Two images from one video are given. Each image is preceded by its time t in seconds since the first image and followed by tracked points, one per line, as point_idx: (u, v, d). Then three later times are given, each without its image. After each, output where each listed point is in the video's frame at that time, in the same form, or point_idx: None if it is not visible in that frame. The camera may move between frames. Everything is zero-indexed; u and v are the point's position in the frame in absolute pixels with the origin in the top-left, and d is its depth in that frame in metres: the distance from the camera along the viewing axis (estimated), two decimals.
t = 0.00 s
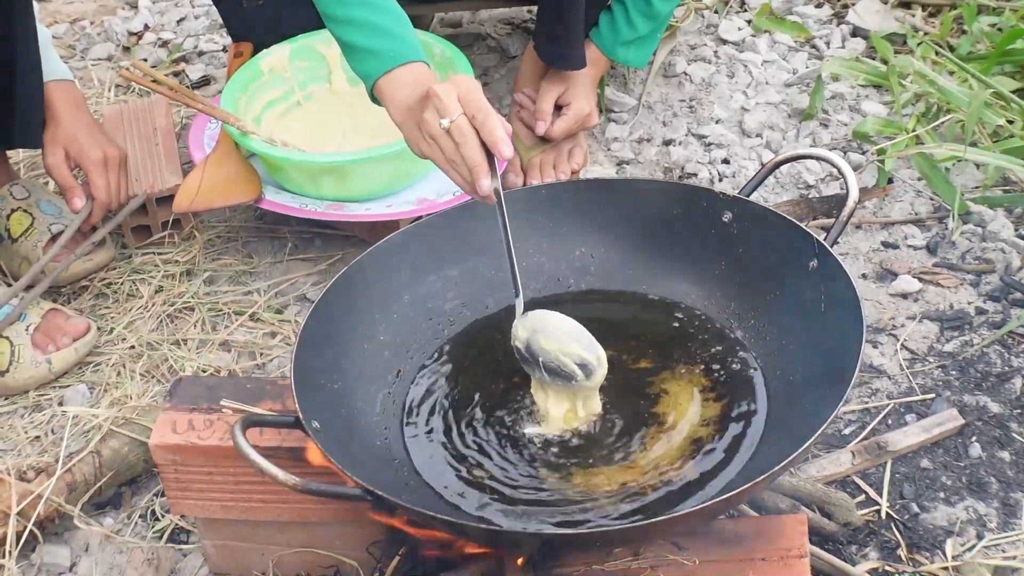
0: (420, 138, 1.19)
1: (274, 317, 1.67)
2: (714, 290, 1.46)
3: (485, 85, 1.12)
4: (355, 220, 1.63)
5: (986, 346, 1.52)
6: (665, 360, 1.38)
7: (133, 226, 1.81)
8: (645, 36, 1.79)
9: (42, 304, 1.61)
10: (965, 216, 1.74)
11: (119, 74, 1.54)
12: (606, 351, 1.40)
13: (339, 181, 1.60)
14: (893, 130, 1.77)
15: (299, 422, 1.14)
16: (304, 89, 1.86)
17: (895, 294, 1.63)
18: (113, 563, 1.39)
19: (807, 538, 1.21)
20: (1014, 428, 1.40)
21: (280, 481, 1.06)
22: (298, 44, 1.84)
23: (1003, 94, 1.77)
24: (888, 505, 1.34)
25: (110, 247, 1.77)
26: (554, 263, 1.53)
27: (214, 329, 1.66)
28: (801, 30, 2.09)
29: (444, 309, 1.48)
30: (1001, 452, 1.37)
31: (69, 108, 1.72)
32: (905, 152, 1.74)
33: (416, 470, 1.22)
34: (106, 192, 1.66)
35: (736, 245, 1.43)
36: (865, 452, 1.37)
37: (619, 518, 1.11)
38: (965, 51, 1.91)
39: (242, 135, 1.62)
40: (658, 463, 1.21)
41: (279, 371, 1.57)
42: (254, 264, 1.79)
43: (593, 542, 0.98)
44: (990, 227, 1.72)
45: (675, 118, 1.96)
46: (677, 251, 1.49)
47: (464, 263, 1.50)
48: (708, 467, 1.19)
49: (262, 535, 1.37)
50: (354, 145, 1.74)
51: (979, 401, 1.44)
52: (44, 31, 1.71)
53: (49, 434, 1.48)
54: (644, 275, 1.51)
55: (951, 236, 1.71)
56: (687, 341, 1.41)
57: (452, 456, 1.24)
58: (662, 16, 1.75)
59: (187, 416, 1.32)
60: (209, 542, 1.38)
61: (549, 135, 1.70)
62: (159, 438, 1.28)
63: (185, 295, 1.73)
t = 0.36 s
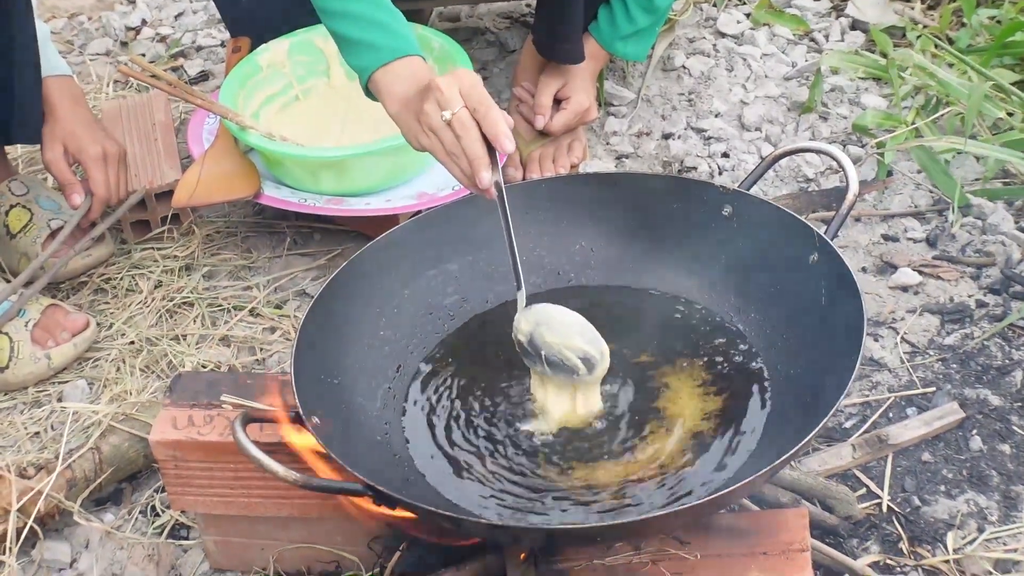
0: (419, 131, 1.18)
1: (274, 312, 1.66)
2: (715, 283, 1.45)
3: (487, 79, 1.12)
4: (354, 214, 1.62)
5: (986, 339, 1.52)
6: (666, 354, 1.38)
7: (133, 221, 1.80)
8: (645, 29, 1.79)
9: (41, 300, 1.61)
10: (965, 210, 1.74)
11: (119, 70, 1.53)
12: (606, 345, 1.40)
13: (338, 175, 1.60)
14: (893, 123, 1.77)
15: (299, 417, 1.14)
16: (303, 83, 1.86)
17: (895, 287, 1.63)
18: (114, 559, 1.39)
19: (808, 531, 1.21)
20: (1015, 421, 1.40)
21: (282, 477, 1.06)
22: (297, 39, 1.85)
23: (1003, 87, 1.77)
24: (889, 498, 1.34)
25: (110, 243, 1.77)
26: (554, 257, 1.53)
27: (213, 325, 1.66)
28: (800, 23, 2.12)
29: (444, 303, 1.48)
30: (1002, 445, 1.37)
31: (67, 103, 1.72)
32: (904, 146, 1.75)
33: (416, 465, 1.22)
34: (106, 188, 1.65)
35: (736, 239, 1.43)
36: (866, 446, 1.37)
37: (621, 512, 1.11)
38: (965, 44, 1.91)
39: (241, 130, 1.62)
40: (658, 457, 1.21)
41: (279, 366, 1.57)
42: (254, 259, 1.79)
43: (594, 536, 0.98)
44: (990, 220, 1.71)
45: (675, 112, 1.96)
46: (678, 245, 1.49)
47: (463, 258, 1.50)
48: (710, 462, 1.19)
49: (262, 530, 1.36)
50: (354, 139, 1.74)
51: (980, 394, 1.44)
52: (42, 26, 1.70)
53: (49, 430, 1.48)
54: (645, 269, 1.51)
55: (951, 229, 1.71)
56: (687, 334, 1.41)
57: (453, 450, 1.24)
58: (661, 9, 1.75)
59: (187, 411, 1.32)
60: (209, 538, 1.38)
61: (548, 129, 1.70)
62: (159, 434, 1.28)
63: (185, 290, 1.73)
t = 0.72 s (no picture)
0: (409, 123, 1.18)
1: (268, 307, 1.67)
2: (708, 278, 1.46)
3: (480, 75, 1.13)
4: (349, 210, 1.63)
5: (978, 332, 1.52)
6: (659, 348, 1.38)
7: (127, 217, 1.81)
8: (638, 24, 1.79)
9: (37, 295, 1.61)
10: (957, 203, 1.74)
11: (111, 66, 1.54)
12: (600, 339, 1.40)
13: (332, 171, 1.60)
14: (886, 117, 1.77)
15: (293, 413, 1.14)
16: (298, 79, 1.85)
17: (888, 281, 1.63)
18: (110, 554, 1.40)
19: (800, 524, 1.21)
20: (1007, 415, 1.40)
21: (277, 472, 1.06)
22: (292, 33, 1.84)
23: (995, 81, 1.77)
24: (881, 491, 1.34)
25: (105, 238, 1.77)
26: (548, 252, 1.53)
27: (208, 320, 1.66)
28: (792, 18, 2.08)
29: (438, 299, 1.48)
30: (994, 438, 1.38)
31: (62, 99, 1.71)
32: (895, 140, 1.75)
33: (410, 460, 1.23)
34: (100, 185, 1.67)
35: (729, 233, 1.43)
36: (858, 439, 1.38)
37: (614, 507, 1.12)
38: (957, 38, 1.91)
39: (235, 126, 1.62)
40: (651, 452, 1.21)
41: (274, 361, 1.58)
42: (248, 254, 1.79)
43: (587, 531, 0.99)
44: (982, 214, 1.72)
45: (668, 106, 1.96)
46: (671, 239, 1.49)
47: (457, 253, 1.50)
48: (702, 456, 1.19)
49: (256, 525, 1.37)
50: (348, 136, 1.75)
51: (972, 387, 1.44)
52: (37, 22, 1.70)
53: (45, 425, 1.49)
54: (638, 264, 1.51)
55: (944, 223, 1.72)
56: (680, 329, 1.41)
57: (447, 446, 1.25)
58: (655, 5, 1.75)
59: (182, 406, 1.32)
60: (204, 533, 1.38)
61: (542, 124, 1.71)
62: (154, 429, 1.29)
63: (180, 286, 1.73)
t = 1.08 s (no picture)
0: (408, 122, 1.17)
1: (264, 308, 1.67)
2: (703, 280, 1.46)
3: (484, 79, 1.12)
4: (345, 211, 1.63)
5: (973, 333, 1.52)
6: (653, 350, 1.38)
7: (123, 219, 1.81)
8: (633, 25, 1.79)
9: (32, 297, 1.62)
10: (952, 204, 1.74)
11: (108, 67, 1.55)
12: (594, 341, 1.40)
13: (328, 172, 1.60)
14: (881, 117, 1.77)
15: (288, 415, 1.14)
16: (293, 80, 1.85)
17: (883, 282, 1.63)
18: (105, 557, 1.40)
19: (795, 526, 1.21)
20: (1002, 415, 1.40)
21: (274, 476, 1.06)
22: (285, 36, 1.85)
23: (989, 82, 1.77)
24: (876, 492, 1.34)
25: (100, 240, 1.77)
26: (543, 253, 1.53)
27: (204, 322, 1.66)
28: (786, 19, 2.09)
29: (433, 300, 1.48)
30: (989, 439, 1.38)
31: (57, 100, 1.71)
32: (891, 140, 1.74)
33: (405, 463, 1.23)
34: (96, 187, 1.66)
35: (724, 235, 1.43)
36: (853, 440, 1.38)
37: (608, 509, 1.12)
38: (951, 38, 1.91)
39: (230, 128, 1.62)
40: (646, 454, 1.21)
41: (269, 363, 1.58)
42: (244, 256, 1.79)
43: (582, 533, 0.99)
44: (977, 214, 1.72)
45: (663, 107, 1.96)
46: (665, 241, 1.49)
47: (452, 255, 1.50)
48: (696, 458, 1.19)
49: (252, 528, 1.37)
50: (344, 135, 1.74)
51: (967, 388, 1.44)
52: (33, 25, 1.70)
53: (40, 427, 1.49)
54: (633, 265, 1.51)
55: (939, 223, 1.72)
56: (675, 331, 1.41)
57: (442, 448, 1.25)
58: (649, 5, 1.76)
59: (177, 409, 1.32)
60: (199, 535, 1.38)
61: (537, 125, 1.71)
62: (150, 431, 1.29)
63: (175, 288, 1.73)
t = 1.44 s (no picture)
0: (399, 128, 1.17)
1: (258, 313, 1.67)
2: (696, 284, 1.45)
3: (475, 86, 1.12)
4: (338, 216, 1.62)
5: (967, 337, 1.52)
6: (647, 355, 1.38)
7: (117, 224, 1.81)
8: (627, 29, 1.79)
9: (26, 303, 1.61)
10: (947, 207, 1.74)
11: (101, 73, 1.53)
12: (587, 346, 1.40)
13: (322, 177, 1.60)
14: (875, 122, 1.77)
15: (280, 421, 1.14)
16: (287, 84, 1.85)
17: (877, 286, 1.63)
18: (98, 562, 1.40)
19: (788, 531, 1.21)
20: (995, 419, 1.40)
21: (267, 482, 1.06)
22: (279, 40, 1.84)
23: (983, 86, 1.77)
24: (870, 497, 1.34)
25: (94, 245, 1.78)
26: (536, 258, 1.53)
27: (198, 327, 1.66)
28: (780, 22, 2.08)
29: (426, 305, 1.48)
30: (982, 443, 1.38)
31: (51, 107, 1.72)
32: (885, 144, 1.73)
33: (397, 468, 1.22)
34: (90, 194, 1.66)
35: (717, 239, 1.43)
36: (847, 444, 1.38)
37: (601, 513, 1.11)
38: (946, 42, 1.91)
39: (224, 132, 1.62)
40: (639, 459, 1.21)
41: (262, 368, 1.58)
42: (238, 260, 1.79)
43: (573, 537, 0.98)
44: (971, 218, 1.72)
45: (657, 111, 1.96)
46: (658, 246, 1.48)
47: (444, 260, 1.50)
48: (690, 463, 1.19)
49: (244, 533, 1.37)
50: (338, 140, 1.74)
51: (961, 392, 1.44)
52: (27, 32, 1.70)
53: (33, 432, 1.49)
54: (626, 270, 1.51)
55: (933, 227, 1.72)
56: (668, 335, 1.41)
57: (434, 453, 1.24)
58: (643, 9, 1.74)
59: (170, 414, 1.32)
60: (192, 540, 1.38)
61: (531, 129, 1.71)
62: (142, 437, 1.29)
63: (169, 293, 1.73)
